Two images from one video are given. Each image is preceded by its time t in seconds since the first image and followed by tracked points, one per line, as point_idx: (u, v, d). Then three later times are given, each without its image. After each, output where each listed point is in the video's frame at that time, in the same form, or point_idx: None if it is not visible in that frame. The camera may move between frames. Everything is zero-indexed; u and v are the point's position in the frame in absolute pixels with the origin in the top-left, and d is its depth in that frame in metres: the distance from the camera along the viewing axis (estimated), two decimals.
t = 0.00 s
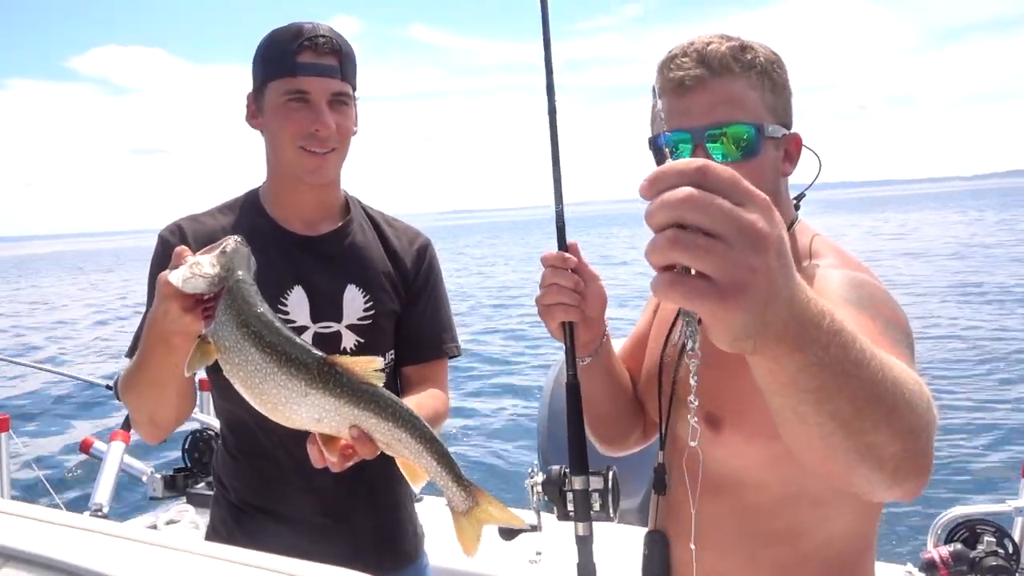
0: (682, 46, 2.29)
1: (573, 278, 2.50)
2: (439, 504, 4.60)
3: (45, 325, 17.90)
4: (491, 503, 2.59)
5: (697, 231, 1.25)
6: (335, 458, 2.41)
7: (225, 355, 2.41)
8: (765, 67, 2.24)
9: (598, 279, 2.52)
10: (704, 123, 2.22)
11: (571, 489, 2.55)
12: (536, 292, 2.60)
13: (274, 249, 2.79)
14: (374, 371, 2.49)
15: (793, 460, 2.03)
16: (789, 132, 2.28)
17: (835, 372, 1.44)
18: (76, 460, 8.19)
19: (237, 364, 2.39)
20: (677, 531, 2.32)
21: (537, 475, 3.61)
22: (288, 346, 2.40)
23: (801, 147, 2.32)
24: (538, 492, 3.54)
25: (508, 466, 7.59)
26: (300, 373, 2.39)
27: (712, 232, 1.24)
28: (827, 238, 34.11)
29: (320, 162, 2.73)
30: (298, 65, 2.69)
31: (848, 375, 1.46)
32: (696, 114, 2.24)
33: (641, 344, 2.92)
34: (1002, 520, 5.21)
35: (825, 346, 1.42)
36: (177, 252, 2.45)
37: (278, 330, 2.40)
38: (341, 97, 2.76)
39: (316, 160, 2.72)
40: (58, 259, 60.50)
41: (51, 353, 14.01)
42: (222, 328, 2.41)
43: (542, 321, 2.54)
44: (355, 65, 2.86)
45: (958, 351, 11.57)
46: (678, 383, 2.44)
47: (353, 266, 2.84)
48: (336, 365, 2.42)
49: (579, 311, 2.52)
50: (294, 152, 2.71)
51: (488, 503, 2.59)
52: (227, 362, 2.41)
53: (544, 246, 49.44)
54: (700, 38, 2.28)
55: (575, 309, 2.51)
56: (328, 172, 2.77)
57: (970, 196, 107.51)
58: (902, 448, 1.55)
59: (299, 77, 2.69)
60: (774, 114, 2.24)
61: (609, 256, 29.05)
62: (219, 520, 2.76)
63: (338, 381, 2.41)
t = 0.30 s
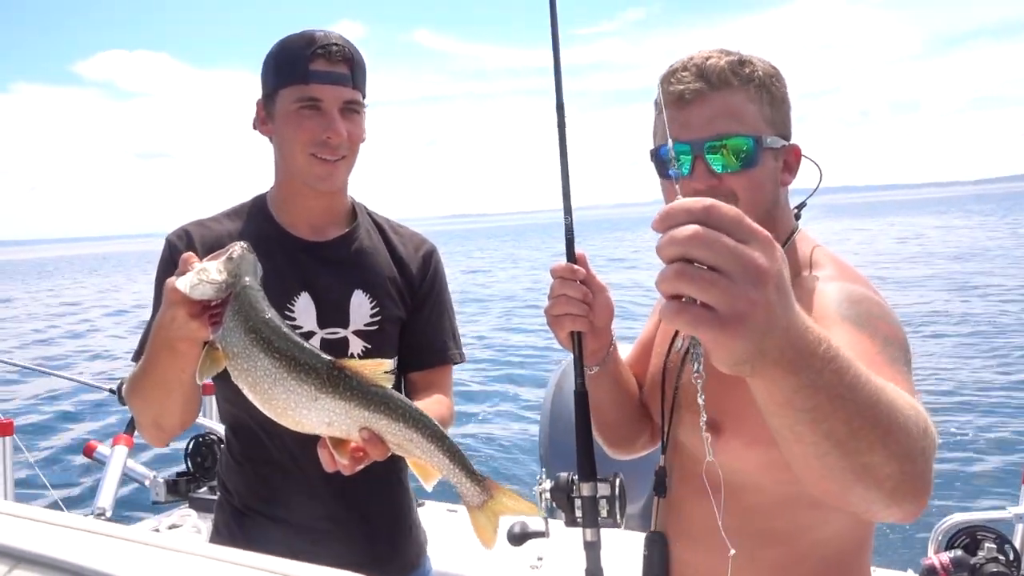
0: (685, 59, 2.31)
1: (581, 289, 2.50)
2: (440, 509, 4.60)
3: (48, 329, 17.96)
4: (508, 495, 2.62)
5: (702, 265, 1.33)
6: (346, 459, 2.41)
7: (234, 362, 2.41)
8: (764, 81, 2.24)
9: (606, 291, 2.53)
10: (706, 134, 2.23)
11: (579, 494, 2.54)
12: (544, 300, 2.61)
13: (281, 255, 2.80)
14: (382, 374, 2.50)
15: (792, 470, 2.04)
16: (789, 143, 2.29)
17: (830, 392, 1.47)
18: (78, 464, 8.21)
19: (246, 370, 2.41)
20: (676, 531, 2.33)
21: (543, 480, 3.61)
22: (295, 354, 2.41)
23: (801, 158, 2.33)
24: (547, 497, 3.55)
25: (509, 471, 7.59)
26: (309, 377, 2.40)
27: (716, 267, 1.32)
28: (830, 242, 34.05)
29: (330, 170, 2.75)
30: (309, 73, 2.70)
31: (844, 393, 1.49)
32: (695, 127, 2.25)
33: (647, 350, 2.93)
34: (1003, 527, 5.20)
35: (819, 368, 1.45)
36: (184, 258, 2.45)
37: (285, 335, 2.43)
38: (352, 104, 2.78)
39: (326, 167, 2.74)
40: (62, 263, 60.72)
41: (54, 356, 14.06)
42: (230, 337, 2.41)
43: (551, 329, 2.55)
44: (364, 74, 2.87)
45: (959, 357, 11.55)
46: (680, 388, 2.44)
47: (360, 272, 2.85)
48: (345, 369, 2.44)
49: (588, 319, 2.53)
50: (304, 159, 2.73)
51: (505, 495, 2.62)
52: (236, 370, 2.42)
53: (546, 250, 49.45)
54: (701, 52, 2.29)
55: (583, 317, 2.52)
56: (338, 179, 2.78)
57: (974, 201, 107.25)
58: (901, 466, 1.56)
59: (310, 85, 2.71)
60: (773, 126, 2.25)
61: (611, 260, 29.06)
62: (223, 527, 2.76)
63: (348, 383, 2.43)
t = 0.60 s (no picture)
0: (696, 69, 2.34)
1: (597, 290, 2.51)
2: (445, 514, 4.59)
3: (54, 334, 18.04)
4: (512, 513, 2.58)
5: (683, 275, 1.53)
6: (359, 466, 2.42)
7: (250, 365, 2.42)
8: (772, 88, 2.24)
9: (617, 292, 2.56)
10: (712, 141, 2.24)
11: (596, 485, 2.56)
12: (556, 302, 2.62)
13: (291, 258, 2.81)
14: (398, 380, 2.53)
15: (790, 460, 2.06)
16: (796, 149, 2.28)
17: (806, 386, 1.57)
18: (83, 468, 8.24)
19: (260, 374, 2.40)
20: (678, 518, 2.33)
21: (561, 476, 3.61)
22: (310, 358, 2.42)
23: (809, 163, 2.32)
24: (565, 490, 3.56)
25: (514, 476, 7.57)
26: (324, 383, 2.40)
27: (696, 275, 1.51)
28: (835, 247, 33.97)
29: (345, 175, 2.77)
30: (327, 77, 2.72)
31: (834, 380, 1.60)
32: (703, 134, 2.27)
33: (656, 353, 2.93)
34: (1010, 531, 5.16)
35: (794, 364, 1.57)
36: (199, 261, 2.47)
37: (301, 340, 2.42)
38: (369, 109, 2.80)
39: (342, 172, 2.77)
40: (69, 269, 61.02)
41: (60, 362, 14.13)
42: (246, 340, 2.42)
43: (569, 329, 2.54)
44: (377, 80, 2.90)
45: (964, 361, 11.49)
46: (686, 382, 2.46)
47: (369, 276, 2.86)
48: (360, 375, 2.45)
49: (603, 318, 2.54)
50: (321, 163, 2.75)
51: (510, 513, 2.58)
52: (251, 372, 2.42)
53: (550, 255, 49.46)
54: (712, 62, 2.31)
55: (599, 317, 2.52)
56: (351, 184, 2.81)
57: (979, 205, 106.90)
58: (896, 457, 1.62)
59: (329, 90, 2.72)
60: (779, 133, 2.24)
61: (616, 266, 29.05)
62: (229, 529, 2.77)
63: (362, 390, 2.44)
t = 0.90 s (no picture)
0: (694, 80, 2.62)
1: (606, 299, 2.54)
2: (451, 514, 4.60)
3: (58, 337, 18.10)
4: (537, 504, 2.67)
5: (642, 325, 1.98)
6: (377, 463, 2.43)
7: (269, 363, 2.43)
8: (736, 92, 2.43)
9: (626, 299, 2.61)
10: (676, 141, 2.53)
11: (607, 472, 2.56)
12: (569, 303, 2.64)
13: (302, 258, 2.82)
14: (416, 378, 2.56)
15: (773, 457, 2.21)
16: (759, 148, 2.37)
17: (749, 421, 1.88)
18: (87, 470, 8.27)
19: (280, 371, 2.42)
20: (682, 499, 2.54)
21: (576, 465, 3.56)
22: (330, 357, 2.46)
23: (776, 162, 2.35)
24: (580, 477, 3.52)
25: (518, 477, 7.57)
26: (345, 381, 2.45)
27: (649, 325, 1.95)
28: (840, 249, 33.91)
29: (373, 179, 2.81)
30: (365, 82, 2.74)
31: (783, 416, 1.88)
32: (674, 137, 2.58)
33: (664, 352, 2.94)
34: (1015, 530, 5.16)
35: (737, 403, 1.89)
36: (217, 259, 2.46)
37: (322, 339, 2.46)
38: (399, 117, 2.84)
39: (370, 176, 2.79)
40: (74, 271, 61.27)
41: (65, 364, 14.17)
42: (267, 338, 2.43)
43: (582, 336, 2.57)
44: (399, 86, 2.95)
45: (967, 361, 11.48)
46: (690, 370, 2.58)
47: (380, 275, 2.86)
48: (380, 372, 2.50)
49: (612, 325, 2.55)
50: (350, 167, 2.76)
51: (534, 504, 2.66)
52: (270, 371, 2.43)
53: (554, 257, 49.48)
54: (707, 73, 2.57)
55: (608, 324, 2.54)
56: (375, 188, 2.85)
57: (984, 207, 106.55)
58: (842, 488, 1.86)
59: (366, 95, 2.74)
60: (735, 132, 2.40)
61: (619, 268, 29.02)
62: (240, 529, 2.78)
63: (382, 387, 2.49)
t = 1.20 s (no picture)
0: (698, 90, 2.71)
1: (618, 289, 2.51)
2: (454, 515, 4.60)
3: (58, 341, 18.12)
4: (548, 508, 2.67)
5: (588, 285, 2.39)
6: (393, 464, 2.46)
7: (287, 365, 2.44)
8: (716, 98, 2.51)
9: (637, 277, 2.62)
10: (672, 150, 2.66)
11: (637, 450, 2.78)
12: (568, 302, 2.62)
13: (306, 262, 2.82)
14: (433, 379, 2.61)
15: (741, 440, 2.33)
16: (734, 148, 2.44)
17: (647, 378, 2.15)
18: (88, 474, 8.28)
19: (298, 374, 2.43)
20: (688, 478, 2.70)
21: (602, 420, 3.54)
22: (348, 359, 2.48)
23: (751, 160, 2.41)
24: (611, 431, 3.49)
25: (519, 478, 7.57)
26: (363, 382, 2.48)
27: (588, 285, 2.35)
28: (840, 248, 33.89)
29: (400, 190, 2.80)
30: (402, 95, 2.74)
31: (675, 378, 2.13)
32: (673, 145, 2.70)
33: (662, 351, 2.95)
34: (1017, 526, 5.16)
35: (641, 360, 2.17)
36: (229, 262, 2.47)
37: (339, 341, 2.48)
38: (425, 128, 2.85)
39: (398, 187, 2.78)
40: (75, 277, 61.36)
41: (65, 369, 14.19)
42: (283, 341, 2.44)
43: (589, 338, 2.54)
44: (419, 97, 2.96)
45: (968, 359, 11.48)
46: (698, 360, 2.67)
47: (384, 279, 2.87)
48: (399, 374, 2.54)
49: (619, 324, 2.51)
50: (380, 176, 2.73)
51: (546, 507, 2.67)
52: (286, 373, 2.44)
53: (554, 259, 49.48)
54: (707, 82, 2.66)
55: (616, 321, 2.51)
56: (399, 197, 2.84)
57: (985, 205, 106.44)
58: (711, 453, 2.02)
59: (403, 107, 2.73)
60: (713, 135, 2.48)
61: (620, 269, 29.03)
62: (244, 532, 2.77)
63: (399, 390, 2.52)
